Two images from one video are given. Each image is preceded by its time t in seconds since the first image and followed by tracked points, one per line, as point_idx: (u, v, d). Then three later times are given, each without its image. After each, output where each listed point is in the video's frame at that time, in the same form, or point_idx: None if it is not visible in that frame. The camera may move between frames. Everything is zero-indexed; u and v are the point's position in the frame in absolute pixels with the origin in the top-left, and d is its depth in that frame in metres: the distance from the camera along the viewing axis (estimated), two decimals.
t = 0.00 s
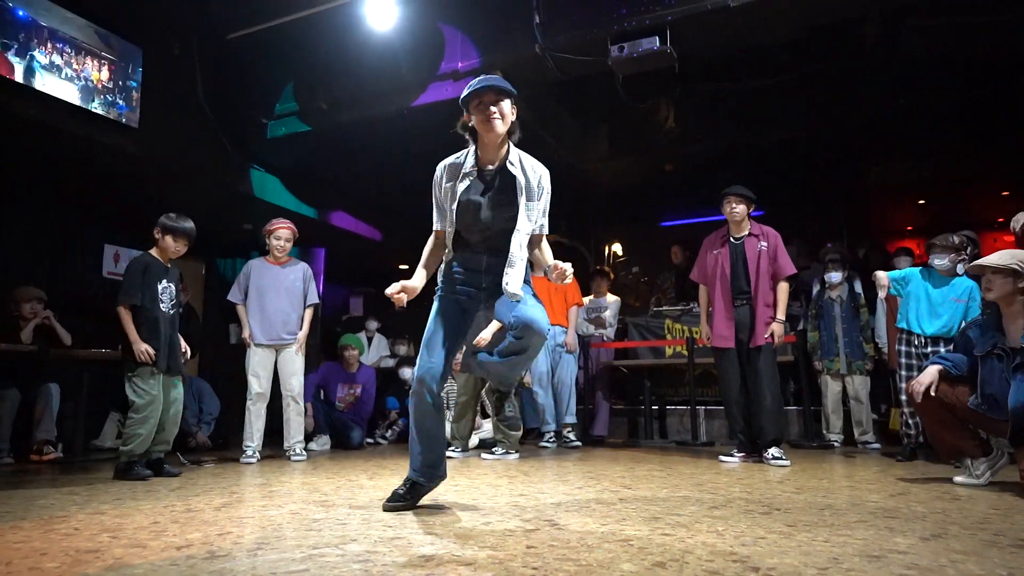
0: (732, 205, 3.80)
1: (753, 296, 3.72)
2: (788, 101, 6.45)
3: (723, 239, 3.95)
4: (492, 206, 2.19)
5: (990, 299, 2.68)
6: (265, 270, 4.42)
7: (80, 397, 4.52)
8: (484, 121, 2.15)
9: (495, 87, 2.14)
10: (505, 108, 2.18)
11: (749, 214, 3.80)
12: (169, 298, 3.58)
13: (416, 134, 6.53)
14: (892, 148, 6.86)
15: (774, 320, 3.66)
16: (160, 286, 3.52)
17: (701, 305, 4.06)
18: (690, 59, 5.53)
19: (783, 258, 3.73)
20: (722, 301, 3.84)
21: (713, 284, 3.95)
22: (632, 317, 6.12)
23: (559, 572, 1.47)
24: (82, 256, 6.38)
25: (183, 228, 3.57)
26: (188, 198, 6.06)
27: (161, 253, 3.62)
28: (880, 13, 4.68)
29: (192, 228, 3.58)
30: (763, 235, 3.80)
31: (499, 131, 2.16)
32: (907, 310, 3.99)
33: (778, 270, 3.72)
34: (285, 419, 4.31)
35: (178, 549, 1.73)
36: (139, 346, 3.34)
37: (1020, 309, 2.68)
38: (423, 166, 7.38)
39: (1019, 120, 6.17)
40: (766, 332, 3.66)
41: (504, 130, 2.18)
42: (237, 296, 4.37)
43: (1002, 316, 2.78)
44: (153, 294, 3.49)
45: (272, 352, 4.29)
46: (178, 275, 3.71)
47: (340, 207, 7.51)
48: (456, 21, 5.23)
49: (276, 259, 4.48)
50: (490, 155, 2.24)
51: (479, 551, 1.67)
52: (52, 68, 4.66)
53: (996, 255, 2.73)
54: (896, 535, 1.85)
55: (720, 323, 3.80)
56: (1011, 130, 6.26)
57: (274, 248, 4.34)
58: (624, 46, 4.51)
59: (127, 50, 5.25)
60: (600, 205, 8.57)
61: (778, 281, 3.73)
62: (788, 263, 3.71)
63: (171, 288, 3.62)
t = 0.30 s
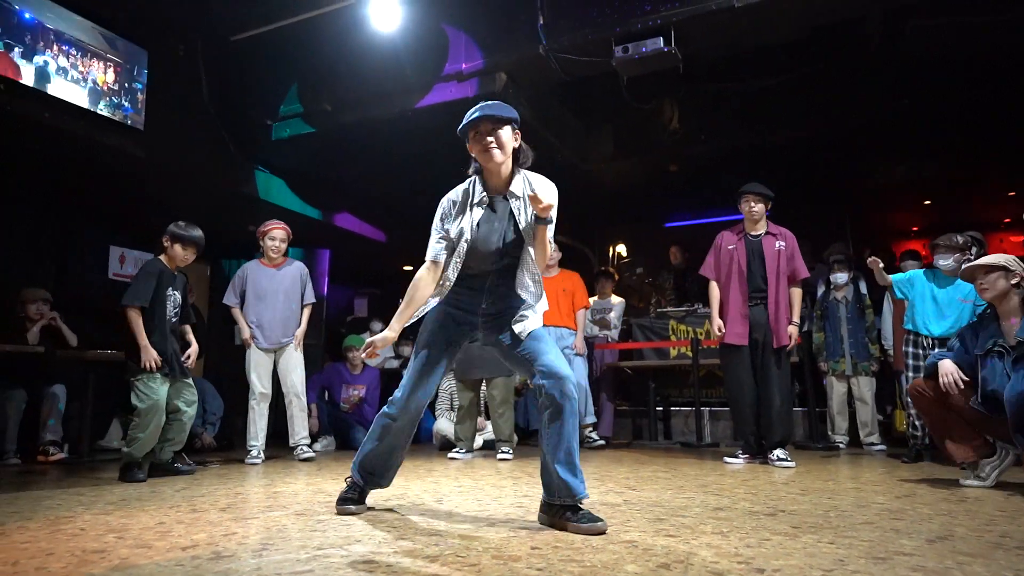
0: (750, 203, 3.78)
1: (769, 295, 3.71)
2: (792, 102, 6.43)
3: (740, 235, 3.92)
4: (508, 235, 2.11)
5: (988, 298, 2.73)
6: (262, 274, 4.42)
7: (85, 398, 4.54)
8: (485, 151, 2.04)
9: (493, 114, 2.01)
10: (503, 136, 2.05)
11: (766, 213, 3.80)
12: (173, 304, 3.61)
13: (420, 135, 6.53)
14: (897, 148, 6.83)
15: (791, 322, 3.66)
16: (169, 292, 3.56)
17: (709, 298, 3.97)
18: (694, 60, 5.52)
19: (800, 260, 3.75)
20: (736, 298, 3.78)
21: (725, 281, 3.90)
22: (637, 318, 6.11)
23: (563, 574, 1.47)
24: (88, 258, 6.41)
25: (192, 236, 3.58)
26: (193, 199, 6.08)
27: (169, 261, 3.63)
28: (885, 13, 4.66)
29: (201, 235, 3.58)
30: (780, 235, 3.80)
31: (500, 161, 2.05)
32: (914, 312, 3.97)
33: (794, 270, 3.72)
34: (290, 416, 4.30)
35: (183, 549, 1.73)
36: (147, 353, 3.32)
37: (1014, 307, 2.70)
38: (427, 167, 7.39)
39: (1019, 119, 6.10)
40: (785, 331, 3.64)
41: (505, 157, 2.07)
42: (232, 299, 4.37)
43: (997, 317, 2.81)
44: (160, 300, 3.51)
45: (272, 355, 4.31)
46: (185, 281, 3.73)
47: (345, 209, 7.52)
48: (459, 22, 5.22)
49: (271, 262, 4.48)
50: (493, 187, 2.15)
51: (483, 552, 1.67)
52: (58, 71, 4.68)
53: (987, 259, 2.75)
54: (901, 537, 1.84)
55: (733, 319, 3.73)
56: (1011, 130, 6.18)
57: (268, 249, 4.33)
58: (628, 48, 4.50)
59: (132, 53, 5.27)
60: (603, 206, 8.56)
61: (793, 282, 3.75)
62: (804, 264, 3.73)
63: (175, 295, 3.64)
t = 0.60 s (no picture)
0: (762, 205, 3.77)
1: (783, 298, 3.71)
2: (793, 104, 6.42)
3: (750, 238, 3.90)
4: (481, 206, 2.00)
5: (982, 299, 2.89)
6: (266, 288, 4.39)
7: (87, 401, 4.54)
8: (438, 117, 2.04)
9: (446, 79, 2.00)
10: (455, 104, 2.03)
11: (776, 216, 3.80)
12: (181, 297, 3.60)
13: (421, 137, 6.54)
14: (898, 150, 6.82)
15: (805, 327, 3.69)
16: (173, 284, 3.55)
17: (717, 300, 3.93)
18: (694, 63, 5.52)
19: (810, 262, 3.77)
20: (748, 298, 3.74)
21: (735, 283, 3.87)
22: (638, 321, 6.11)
23: None
24: (90, 261, 6.42)
25: (202, 230, 3.59)
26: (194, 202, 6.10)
27: (180, 253, 3.65)
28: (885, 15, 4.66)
29: (210, 229, 3.59)
30: (789, 237, 3.81)
31: (450, 132, 2.05)
32: (917, 315, 3.97)
33: (805, 272, 3.74)
34: (290, 421, 4.32)
35: (184, 553, 1.73)
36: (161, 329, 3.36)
37: (1003, 312, 2.89)
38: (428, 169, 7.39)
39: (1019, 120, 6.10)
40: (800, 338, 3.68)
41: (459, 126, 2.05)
42: (243, 315, 4.29)
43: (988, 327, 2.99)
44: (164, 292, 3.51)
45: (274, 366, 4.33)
46: (196, 275, 3.73)
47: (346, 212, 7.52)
48: (460, 25, 5.20)
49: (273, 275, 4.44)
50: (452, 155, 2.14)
51: (485, 556, 1.66)
52: (61, 74, 4.70)
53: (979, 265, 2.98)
54: (904, 540, 1.84)
55: (748, 322, 3.71)
56: (1011, 130, 6.18)
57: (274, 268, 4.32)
58: (629, 50, 4.51)
59: (134, 56, 5.29)
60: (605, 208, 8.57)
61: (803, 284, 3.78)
62: (813, 266, 3.77)
63: (184, 287, 3.64)
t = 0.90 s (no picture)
0: (761, 209, 3.78)
1: (784, 301, 3.69)
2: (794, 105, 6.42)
3: (751, 243, 3.92)
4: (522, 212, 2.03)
5: (971, 305, 2.93)
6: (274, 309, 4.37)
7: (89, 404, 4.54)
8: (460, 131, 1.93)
9: (470, 90, 1.90)
10: (478, 117, 1.93)
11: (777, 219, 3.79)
12: (182, 299, 3.59)
13: (422, 139, 6.54)
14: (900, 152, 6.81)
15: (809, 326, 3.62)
16: (170, 286, 3.54)
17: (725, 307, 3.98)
18: (695, 66, 5.51)
19: (814, 263, 3.69)
20: (751, 304, 3.77)
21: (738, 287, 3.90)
22: (639, 323, 6.11)
23: None
24: (93, 265, 6.43)
25: (203, 231, 3.59)
26: (196, 205, 6.11)
27: (181, 255, 3.64)
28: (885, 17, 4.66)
29: (212, 229, 3.58)
30: (791, 239, 3.78)
31: (477, 147, 1.95)
32: (918, 316, 3.96)
33: (808, 274, 3.68)
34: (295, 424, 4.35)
35: (185, 557, 1.73)
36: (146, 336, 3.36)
37: (991, 315, 2.93)
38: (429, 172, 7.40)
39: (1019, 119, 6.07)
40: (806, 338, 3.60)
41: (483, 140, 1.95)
42: (258, 338, 4.27)
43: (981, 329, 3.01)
44: (162, 294, 3.51)
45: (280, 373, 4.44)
46: (199, 277, 3.72)
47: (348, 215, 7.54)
48: (460, 27, 5.18)
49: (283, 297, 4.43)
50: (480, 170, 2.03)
51: (486, 559, 1.66)
52: (63, 78, 4.71)
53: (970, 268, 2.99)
54: (906, 542, 1.83)
55: (751, 326, 3.72)
56: (1010, 130, 6.15)
57: (286, 294, 4.31)
58: (630, 53, 4.51)
59: (135, 59, 5.30)
60: (606, 210, 8.57)
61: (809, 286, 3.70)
62: (817, 268, 3.68)
63: (186, 290, 3.63)
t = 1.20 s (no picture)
0: (758, 210, 3.77)
1: (776, 303, 3.70)
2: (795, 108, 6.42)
3: (748, 245, 3.93)
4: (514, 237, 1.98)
5: (963, 313, 2.90)
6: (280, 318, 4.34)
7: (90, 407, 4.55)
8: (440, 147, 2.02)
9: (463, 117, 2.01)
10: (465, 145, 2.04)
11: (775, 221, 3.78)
12: (172, 311, 3.55)
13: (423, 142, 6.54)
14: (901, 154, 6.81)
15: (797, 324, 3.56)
16: (157, 299, 3.50)
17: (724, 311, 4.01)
18: (696, 68, 5.51)
19: (806, 262, 3.66)
20: (744, 307, 3.81)
21: (735, 289, 3.92)
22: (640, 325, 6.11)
23: None
24: (95, 268, 6.44)
25: (195, 241, 3.59)
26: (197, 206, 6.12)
27: (175, 268, 3.63)
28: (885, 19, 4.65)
29: (202, 240, 3.58)
30: (786, 241, 3.76)
31: (455, 170, 2.00)
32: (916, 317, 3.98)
33: (800, 273, 3.64)
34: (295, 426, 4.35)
35: (187, 560, 1.73)
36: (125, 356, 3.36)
37: (984, 321, 2.88)
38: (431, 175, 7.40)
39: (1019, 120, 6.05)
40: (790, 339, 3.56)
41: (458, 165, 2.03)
42: (264, 345, 4.28)
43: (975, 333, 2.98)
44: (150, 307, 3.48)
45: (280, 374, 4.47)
46: (192, 288, 3.67)
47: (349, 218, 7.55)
48: (461, 30, 5.18)
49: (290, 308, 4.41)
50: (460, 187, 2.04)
51: (487, 562, 1.66)
52: (65, 80, 4.73)
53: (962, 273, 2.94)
54: (908, 545, 1.83)
55: (743, 329, 3.79)
56: (1011, 130, 6.13)
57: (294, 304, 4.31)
58: (631, 55, 4.50)
59: (136, 62, 5.31)
60: (608, 213, 8.57)
61: (800, 286, 3.65)
62: (810, 267, 3.63)
63: (177, 301, 3.58)
